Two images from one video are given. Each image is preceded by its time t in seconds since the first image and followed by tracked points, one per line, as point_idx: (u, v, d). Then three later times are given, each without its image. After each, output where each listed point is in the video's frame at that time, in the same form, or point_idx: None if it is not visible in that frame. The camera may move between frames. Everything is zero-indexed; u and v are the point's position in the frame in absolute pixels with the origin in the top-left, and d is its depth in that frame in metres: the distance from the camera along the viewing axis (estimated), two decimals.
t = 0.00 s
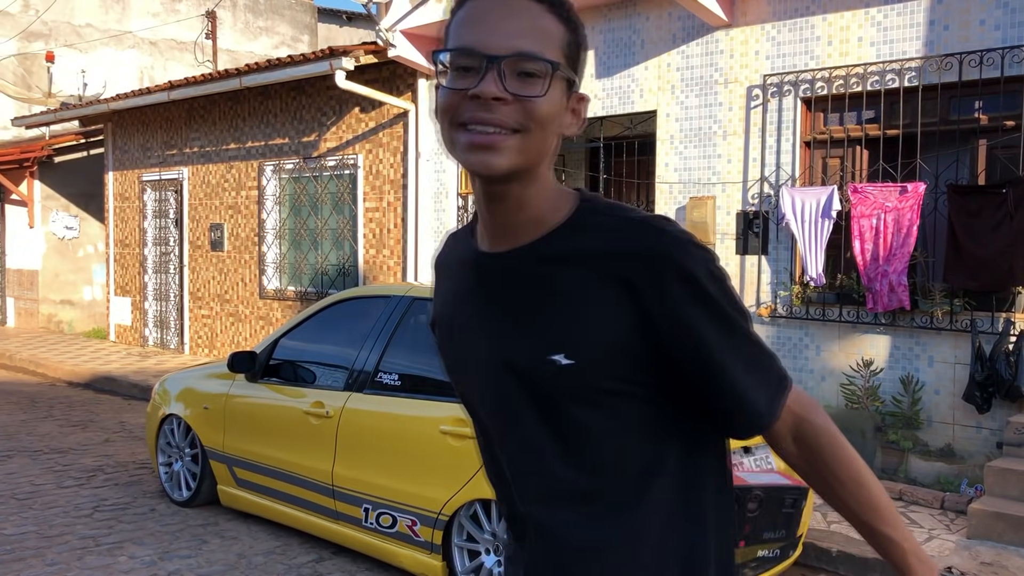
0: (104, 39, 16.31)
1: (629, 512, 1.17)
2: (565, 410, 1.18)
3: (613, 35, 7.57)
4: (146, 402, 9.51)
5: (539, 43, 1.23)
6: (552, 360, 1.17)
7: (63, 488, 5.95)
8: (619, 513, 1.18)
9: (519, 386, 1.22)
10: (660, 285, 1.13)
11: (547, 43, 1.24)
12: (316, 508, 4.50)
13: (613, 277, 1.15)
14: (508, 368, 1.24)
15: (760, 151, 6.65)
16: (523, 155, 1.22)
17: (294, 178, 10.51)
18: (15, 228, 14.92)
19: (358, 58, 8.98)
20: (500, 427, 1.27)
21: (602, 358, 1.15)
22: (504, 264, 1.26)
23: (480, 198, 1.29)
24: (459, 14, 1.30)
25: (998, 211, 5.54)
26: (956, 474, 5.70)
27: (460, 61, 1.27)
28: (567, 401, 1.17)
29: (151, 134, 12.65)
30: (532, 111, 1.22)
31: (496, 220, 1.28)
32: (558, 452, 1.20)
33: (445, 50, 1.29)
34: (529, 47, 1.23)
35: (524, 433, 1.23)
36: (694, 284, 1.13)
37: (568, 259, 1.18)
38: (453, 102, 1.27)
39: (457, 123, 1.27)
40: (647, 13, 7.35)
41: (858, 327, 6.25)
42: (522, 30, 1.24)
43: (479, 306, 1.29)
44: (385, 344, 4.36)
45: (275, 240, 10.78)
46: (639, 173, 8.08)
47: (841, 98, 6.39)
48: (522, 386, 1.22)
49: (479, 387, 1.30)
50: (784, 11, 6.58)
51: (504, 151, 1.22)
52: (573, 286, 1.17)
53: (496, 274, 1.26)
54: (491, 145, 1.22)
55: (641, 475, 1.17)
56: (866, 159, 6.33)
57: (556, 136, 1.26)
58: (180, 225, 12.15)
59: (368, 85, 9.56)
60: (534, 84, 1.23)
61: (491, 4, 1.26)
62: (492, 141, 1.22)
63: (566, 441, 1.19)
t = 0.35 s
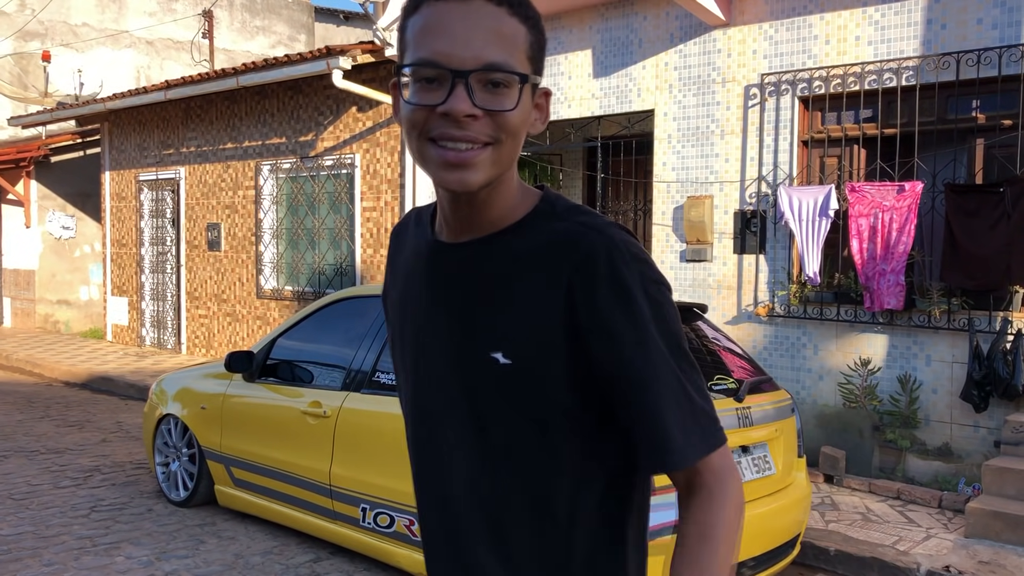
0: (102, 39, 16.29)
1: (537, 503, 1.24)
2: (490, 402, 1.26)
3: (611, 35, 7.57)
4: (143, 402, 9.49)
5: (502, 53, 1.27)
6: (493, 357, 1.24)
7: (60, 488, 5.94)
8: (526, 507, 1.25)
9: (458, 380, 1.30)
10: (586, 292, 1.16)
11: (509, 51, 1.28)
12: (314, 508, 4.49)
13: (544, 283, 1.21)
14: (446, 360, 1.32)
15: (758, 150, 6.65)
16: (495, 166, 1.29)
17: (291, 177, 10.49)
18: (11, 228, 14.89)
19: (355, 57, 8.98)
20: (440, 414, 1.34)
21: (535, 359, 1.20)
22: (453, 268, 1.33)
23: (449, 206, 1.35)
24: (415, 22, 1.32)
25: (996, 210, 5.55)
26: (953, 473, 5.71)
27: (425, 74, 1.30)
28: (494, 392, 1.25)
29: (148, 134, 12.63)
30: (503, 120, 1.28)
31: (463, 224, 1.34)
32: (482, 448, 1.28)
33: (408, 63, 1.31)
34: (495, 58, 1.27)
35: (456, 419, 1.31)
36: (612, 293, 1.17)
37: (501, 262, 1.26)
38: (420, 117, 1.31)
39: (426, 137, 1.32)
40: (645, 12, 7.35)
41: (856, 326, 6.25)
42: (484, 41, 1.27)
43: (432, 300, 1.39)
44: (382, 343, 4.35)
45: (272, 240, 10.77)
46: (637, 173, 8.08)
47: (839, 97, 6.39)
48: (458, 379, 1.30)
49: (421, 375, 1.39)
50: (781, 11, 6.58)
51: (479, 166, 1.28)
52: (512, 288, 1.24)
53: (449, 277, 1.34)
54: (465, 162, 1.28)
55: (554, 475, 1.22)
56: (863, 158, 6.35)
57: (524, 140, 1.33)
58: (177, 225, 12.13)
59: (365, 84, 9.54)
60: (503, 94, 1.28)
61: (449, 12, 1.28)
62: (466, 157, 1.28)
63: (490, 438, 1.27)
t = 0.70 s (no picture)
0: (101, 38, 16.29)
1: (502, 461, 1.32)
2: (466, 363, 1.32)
3: (609, 34, 7.56)
4: (141, 402, 9.47)
5: (488, 67, 1.35)
6: (467, 317, 1.33)
7: (58, 488, 5.93)
8: (495, 466, 1.32)
9: (438, 338, 1.36)
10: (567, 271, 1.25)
11: (494, 65, 1.35)
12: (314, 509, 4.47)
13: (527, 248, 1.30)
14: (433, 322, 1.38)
15: (757, 150, 6.65)
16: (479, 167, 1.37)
17: (290, 177, 10.47)
18: (9, 228, 14.87)
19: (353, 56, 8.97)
20: (421, 369, 1.41)
21: (506, 322, 1.29)
22: (442, 242, 1.43)
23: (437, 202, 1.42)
24: (416, 39, 1.41)
25: (995, 210, 5.55)
26: (953, 473, 5.70)
27: (422, 84, 1.38)
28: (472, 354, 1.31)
29: (146, 133, 12.60)
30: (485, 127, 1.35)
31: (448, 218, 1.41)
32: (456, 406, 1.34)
33: (408, 75, 1.40)
34: (481, 70, 1.34)
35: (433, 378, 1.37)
36: (603, 251, 1.22)
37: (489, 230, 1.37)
38: (415, 121, 1.38)
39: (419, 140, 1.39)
40: (644, 12, 7.34)
41: (855, 326, 6.24)
42: (473, 56, 1.35)
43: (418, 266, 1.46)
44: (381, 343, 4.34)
45: (270, 240, 10.76)
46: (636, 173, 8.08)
47: (838, 96, 6.38)
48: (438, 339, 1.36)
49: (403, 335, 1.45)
50: (780, 10, 6.58)
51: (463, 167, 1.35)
52: (493, 256, 1.34)
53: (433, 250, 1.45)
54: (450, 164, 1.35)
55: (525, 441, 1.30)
56: (863, 158, 6.34)
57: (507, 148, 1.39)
58: (175, 224, 12.12)
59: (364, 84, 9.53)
60: (485, 102, 1.34)
61: (446, 30, 1.37)
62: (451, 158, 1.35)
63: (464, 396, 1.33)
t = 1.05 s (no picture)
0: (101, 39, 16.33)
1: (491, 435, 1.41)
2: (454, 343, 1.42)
3: (609, 35, 7.56)
4: (141, 402, 9.47)
5: (461, 73, 1.51)
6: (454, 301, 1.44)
7: (58, 488, 5.93)
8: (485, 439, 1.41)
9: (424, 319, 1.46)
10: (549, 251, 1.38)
11: (466, 72, 1.51)
12: (314, 508, 4.47)
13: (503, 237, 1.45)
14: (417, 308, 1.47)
15: (757, 150, 6.65)
16: (449, 159, 1.53)
17: (289, 177, 10.47)
18: (8, 228, 14.88)
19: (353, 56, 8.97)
20: (404, 352, 1.49)
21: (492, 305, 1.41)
22: (418, 240, 1.55)
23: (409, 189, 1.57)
24: (395, 47, 1.56)
25: (994, 210, 5.56)
26: (952, 473, 5.70)
27: (401, 84, 1.52)
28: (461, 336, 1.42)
29: (145, 133, 12.61)
30: (456, 124, 1.50)
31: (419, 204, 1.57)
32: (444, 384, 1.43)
33: (388, 76, 1.54)
34: (453, 76, 1.50)
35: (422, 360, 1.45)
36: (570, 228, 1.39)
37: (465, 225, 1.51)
38: (393, 115, 1.52)
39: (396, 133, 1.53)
40: (644, 12, 7.34)
41: (855, 326, 6.25)
42: (446, 63, 1.50)
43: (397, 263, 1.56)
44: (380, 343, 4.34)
45: (270, 240, 10.77)
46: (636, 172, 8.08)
47: (838, 96, 6.38)
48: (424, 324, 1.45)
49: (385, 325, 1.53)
50: (780, 10, 6.58)
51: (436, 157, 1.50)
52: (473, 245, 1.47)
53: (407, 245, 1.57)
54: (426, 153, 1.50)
55: (512, 413, 1.41)
56: (862, 158, 6.34)
57: (472, 145, 1.55)
58: (175, 224, 12.12)
59: (364, 84, 9.53)
60: (457, 103, 1.50)
61: (422, 40, 1.53)
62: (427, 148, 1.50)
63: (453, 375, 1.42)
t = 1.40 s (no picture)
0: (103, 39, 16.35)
1: (457, 450, 1.46)
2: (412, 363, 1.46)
3: (608, 35, 7.57)
4: (141, 402, 9.48)
5: (416, 72, 1.56)
6: (408, 320, 1.45)
7: (58, 488, 5.93)
8: (454, 455, 1.47)
9: (381, 338, 1.49)
10: (497, 270, 1.42)
11: (422, 70, 1.56)
12: (314, 508, 4.47)
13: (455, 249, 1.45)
14: (373, 327, 1.50)
15: (757, 150, 6.65)
16: (404, 158, 1.54)
17: (289, 177, 10.48)
18: (9, 228, 14.90)
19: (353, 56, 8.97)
20: (364, 369, 1.52)
21: (446, 323, 1.44)
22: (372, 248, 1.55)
23: (364, 190, 1.58)
24: (349, 47, 1.60)
25: (993, 210, 5.56)
26: (952, 473, 5.71)
27: (355, 82, 1.56)
28: (419, 355, 1.45)
29: (146, 133, 12.62)
30: (412, 122, 1.54)
31: (376, 206, 1.56)
32: (407, 402, 1.48)
33: (342, 75, 1.58)
34: (409, 73, 1.55)
35: (381, 378, 1.50)
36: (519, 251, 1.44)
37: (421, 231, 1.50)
38: (348, 113, 1.55)
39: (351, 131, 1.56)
40: (643, 12, 7.35)
41: (854, 326, 6.25)
42: (402, 61, 1.56)
43: (349, 274, 1.58)
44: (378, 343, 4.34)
45: (270, 240, 10.79)
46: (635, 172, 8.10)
47: (837, 96, 6.39)
48: (380, 343, 1.49)
49: (344, 343, 1.56)
50: (779, 10, 6.58)
51: (392, 153, 1.53)
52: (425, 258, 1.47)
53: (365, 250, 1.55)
54: (382, 148, 1.53)
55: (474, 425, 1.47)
56: (861, 158, 6.36)
57: (428, 143, 1.58)
58: (175, 224, 12.13)
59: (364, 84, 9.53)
60: (413, 101, 1.54)
61: (377, 39, 1.58)
62: (383, 143, 1.53)
63: (413, 393, 1.47)
